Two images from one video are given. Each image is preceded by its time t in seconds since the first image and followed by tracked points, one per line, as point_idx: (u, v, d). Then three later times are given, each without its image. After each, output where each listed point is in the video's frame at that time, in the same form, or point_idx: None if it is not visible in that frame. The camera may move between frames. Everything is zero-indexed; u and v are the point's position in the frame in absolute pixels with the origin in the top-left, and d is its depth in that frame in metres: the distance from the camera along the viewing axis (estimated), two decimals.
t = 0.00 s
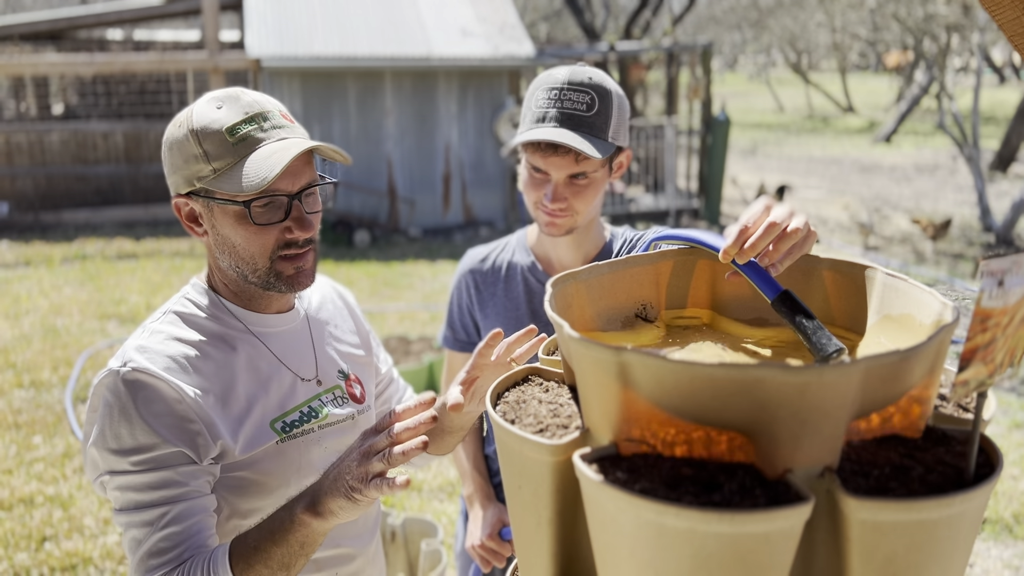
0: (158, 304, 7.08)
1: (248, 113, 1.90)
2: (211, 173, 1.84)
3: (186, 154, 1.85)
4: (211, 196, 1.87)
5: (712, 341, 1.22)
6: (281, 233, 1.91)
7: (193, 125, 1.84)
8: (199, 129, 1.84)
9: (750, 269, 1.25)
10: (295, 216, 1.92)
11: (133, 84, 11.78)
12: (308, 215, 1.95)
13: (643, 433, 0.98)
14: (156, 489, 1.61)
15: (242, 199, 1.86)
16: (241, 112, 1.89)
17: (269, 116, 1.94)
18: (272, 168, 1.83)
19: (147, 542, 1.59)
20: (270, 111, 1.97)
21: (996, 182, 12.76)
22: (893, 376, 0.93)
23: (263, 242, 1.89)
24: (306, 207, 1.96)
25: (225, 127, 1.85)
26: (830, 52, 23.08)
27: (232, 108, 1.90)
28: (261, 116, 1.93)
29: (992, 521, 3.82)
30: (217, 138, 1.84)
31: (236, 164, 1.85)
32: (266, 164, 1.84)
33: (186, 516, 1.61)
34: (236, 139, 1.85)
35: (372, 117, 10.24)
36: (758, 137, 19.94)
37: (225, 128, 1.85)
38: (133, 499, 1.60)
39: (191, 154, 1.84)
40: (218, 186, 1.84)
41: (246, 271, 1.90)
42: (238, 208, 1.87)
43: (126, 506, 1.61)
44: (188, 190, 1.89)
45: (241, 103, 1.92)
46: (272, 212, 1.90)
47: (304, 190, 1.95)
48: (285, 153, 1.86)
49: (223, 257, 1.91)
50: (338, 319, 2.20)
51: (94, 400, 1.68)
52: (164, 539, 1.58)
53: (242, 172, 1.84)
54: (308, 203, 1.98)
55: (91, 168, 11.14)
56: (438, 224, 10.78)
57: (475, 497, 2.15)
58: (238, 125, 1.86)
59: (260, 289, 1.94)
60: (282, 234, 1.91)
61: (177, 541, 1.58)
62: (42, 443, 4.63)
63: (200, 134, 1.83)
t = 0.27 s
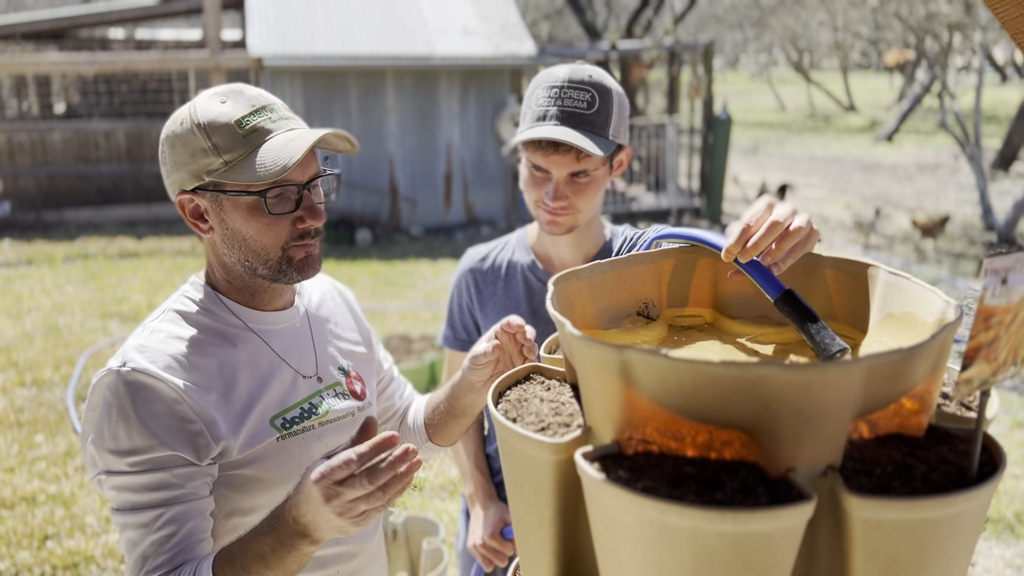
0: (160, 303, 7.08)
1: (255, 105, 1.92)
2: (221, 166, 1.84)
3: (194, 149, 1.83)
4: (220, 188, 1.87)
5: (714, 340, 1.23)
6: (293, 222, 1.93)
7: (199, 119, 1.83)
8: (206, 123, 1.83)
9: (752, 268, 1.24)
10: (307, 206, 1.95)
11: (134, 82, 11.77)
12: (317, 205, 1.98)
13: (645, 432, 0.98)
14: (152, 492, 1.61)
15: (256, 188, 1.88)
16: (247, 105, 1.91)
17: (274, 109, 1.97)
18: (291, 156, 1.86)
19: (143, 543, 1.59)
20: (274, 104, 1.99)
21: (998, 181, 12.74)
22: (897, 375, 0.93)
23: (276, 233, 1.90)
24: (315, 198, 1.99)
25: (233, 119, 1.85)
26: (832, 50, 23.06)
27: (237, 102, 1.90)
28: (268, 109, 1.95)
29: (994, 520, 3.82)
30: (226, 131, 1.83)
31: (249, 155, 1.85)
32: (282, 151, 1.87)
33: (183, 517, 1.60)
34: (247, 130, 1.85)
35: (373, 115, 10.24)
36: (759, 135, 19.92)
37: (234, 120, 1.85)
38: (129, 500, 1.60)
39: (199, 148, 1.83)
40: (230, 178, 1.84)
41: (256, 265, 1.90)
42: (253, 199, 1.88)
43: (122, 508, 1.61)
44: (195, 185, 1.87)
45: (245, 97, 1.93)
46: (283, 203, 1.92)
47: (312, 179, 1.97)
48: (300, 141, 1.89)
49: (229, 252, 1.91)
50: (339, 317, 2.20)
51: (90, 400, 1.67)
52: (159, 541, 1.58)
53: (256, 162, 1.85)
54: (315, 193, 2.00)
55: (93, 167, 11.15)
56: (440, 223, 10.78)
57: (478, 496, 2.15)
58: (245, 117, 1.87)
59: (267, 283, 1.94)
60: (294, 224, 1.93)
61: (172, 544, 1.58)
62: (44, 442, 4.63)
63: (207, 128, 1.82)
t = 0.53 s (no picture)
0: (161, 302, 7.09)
1: (261, 102, 1.92)
2: (227, 162, 1.83)
3: (199, 144, 1.83)
4: (225, 184, 1.86)
5: (716, 338, 1.22)
6: (296, 220, 1.92)
7: (205, 115, 1.83)
8: (212, 119, 1.83)
9: (754, 267, 1.24)
10: (311, 203, 1.94)
11: (136, 82, 11.77)
12: (321, 202, 1.97)
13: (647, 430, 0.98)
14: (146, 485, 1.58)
15: (263, 184, 1.87)
16: (253, 102, 1.91)
17: (279, 106, 1.97)
18: (299, 151, 1.86)
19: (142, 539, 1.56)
20: (278, 101, 1.99)
21: (1000, 180, 12.73)
22: (899, 375, 0.92)
23: (280, 231, 1.90)
24: (318, 195, 1.99)
25: (240, 116, 1.84)
26: (833, 49, 23.04)
27: (243, 98, 1.90)
28: (273, 106, 1.95)
29: (997, 520, 3.81)
30: (232, 127, 1.83)
31: (255, 151, 1.85)
32: (289, 148, 1.87)
33: (179, 512, 1.57)
34: (254, 126, 1.85)
35: (375, 114, 10.24)
36: (761, 135, 19.91)
37: (240, 116, 1.85)
38: (129, 492, 1.59)
39: (205, 144, 1.83)
40: (236, 173, 1.84)
41: (259, 263, 1.90)
42: (258, 195, 1.88)
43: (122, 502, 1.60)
44: (200, 181, 1.87)
45: (251, 94, 1.93)
46: (288, 200, 1.91)
47: (317, 177, 1.97)
48: (307, 138, 1.89)
49: (231, 249, 1.91)
50: (340, 315, 2.20)
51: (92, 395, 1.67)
52: (155, 536, 1.54)
53: (262, 158, 1.85)
54: (318, 192, 2.00)
55: (94, 167, 11.15)
56: (441, 222, 10.78)
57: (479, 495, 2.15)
58: (252, 113, 1.87)
59: (268, 281, 1.94)
60: (298, 222, 1.92)
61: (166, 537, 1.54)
62: (46, 441, 4.63)
63: (214, 123, 1.82)
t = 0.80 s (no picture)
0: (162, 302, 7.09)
1: (273, 107, 1.93)
2: (234, 165, 1.84)
3: (208, 145, 1.84)
4: (231, 186, 1.87)
5: (717, 337, 1.22)
6: (298, 226, 1.92)
7: (216, 116, 1.83)
8: (223, 121, 1.83)
9: (756, 266, 1.24)
10: (315, 211, 1.94)
11: (137, 81, 11.76)
12: (326, 209, 1.97)
13: (648, 428, 0.98)
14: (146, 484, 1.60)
15: (267, 191, 1.87)
16: (266, 106, 1.91)
17: (292, 112, 1.97)
18: (306, 161, 1.86)
19: (140, 537, 1.58)
20: (293, 107, 1.99)
21: (1002, 180, 12.72)
22: (901, 373, 0.92)
23: (280, 235, 1.90)
24: (324, 203, 1.98)
25: (250, 120, 1.85)
26: (834, 49, 23.02)
27: (256, 101, 1.90)
28: (286, 111, 1.95)
29: (998, 519, 3.81)
30: (242, 130, 1.84)
31: (263, 156, 1.86)
32: (296, 156, 1.87)
33: (181, 512, 1.60)
34: (263, 132, 1.86)
35: (376, 114, 10.24)
36: (762, 134, 19.90)
37: (251, 120, 1.85)
38: (126, 492, 1.60)
39: (214, 145, 1.84)
40: (242, 177, 1.84)
41: (259, 264, 1.90)
42: (262, 200, 1.87)
43: (120, 500, 1.62)
44: (206, 181, 1.88)
45: (264, 97, 1.93)
46: (292, 206, 1.91)
47: (324, 185, 1.96)
48: (315, 147, 1.89)
49: (234, 249, 1.91)
50: (340, 315, 2.20)
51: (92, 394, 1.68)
52: (154, 534, 1.57)
53: (271, 164, 1.85)
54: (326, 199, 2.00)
55: (96, 166, 11.16)
56: (442, 222, 10.78)
57: (480, 494, 2.15)
58: (263, 118, 1.88)
59: (269, 283, 1.95)
60: (300, 228, 1.92)
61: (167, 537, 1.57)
62: (47, 440, 4.64)
63: (224, 125, 1.83)
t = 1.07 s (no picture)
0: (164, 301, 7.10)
1: (277, 103, 1.93)
2: (237, 160, 1.84)
3: (213, 140, 1.84)
4: (234, 181, 1.87)
5: (718, 337, 1.23)
6: (301, 222, 1.92)
7: (221, 112, 1.84)
8: (228, 117, 1.84)
9: (757, 266, 1.24)
10: (318, 207, 1.93)
11: (138, 81, 11.76)
12: (329, 207, 1.97)
13: (649, 429, 0.98)
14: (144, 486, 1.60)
15: (269, 185, 1.87)
16: (270, 103, 1.91)
17: (296, 108, 1.97)
18: (305, 156, 1.84)
19: (133, 539, 1.59)
20: (296, 104, 1.99)
21: (1003, 180, 12.72)
22: (901, 372, 0.93)
23: (283, 232, 1.90)
24: (327, 200, 1.98)
25: (255, 115, 1.85)
26: (836, 48, 23.01)
27: (261, 98, 1.91)
28: (290, 108, 1.95)
29: (999, 519, 3.81)
30: (246, 126, 1.84)
31: (265, 152, 1.85)
32: (299, 151, 1.86)
33: (175, 515, 1.60)
34: (266, 127, 1.86)
35: (377, 113, 10.24)
36: (763, 134, 19.90)
37: (255, 116, 1.85)
38: (122, 493, 1.61)
39: (218, 140, 1.84)
40: (244, 172, 1.84)
41: (262, 261, 1.90)
42: (264, 195, 1.87)
43: (115, 502, 1.62)
44: (210, 176, 1.88)
45: (269, 95, 1.94)
46: (296, 202, 1.91)
47: (327, 181, 1.96)
48: (317, 142, 1.88)
49: (238, 246, 1.91)
50: (341, 316, 2.21)
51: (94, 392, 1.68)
52: (146, 537, 1.58)
53: (273, 159, 1.84)
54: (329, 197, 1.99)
55: (97, 165, 11.17)
56: (443, 222, 10.78)
57: (480, 495, 2.15)
58: (267, 114, 1.88)
59: (273, 280, 1.95)
60: (303, 223, 1.92)
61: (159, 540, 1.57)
62: (49, 439, 4.65)
63: (229, 121, 1.83)
